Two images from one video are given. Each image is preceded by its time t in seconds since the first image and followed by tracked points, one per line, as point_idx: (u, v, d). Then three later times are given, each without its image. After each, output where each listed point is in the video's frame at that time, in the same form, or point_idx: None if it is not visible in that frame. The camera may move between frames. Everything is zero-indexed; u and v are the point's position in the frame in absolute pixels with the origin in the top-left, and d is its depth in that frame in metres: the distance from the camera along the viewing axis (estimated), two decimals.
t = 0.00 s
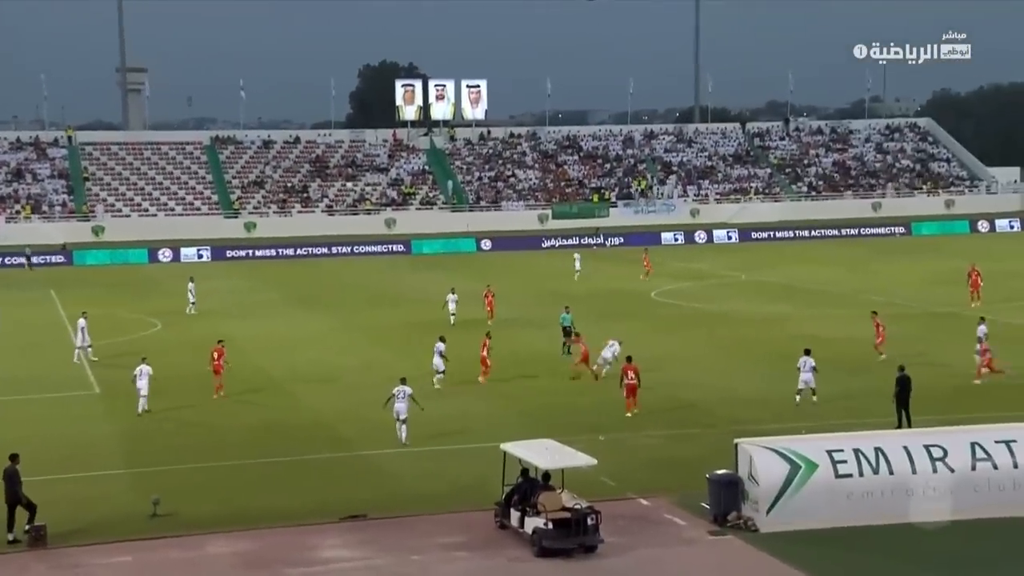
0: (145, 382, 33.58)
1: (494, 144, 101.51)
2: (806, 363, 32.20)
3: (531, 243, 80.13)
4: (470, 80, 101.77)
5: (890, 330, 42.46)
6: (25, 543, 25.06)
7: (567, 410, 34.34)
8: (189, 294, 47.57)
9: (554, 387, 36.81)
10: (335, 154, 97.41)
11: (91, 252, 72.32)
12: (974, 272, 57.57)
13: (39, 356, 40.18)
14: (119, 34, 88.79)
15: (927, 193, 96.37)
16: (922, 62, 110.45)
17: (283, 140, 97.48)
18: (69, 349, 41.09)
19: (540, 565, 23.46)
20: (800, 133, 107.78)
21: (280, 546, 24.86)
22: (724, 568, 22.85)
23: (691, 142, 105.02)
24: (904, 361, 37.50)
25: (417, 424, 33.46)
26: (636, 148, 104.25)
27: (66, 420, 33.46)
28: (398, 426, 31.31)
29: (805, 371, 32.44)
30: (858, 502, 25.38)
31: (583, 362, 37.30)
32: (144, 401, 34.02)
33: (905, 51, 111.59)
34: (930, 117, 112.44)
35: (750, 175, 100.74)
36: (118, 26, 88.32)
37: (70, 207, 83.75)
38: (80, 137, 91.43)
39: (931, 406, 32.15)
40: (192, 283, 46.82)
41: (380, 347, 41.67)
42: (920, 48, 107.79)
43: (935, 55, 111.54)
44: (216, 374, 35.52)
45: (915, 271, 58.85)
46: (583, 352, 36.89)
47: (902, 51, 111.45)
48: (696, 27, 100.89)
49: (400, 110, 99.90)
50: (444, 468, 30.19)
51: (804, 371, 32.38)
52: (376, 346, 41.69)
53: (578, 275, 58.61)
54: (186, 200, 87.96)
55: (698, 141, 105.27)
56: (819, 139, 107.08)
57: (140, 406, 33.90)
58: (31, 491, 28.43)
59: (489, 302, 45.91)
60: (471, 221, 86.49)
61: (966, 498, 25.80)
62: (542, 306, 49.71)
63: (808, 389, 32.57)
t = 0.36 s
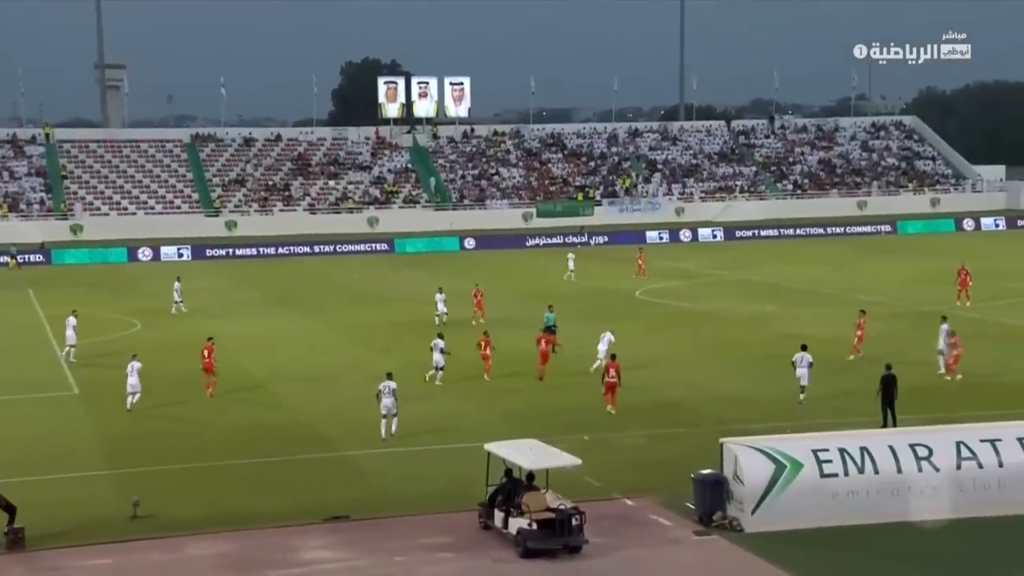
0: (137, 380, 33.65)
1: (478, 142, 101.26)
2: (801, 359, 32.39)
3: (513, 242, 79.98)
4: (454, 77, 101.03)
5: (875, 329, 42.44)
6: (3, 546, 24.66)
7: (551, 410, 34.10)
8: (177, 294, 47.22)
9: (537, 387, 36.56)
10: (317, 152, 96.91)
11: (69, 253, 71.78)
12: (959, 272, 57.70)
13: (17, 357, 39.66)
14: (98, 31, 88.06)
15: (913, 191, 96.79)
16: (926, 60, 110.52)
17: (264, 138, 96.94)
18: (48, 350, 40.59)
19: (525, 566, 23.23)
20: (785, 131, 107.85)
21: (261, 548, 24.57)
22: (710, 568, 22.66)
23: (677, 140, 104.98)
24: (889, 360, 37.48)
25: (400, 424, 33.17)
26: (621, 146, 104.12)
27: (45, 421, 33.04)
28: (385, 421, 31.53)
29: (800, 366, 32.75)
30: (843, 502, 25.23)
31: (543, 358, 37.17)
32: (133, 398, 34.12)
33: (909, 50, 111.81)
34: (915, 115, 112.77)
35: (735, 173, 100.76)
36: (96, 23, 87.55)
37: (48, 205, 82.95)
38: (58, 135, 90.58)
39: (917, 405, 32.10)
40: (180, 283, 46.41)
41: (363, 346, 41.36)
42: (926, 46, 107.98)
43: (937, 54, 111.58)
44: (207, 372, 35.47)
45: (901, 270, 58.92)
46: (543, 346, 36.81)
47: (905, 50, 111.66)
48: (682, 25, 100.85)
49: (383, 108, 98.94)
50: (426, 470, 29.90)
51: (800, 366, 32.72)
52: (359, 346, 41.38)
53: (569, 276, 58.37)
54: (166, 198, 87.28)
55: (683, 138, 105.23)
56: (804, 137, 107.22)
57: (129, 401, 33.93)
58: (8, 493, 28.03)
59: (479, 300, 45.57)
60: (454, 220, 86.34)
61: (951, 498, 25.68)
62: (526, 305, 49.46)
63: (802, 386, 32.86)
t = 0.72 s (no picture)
0: (138, 375, 33.84)
1: (468, 140, 101.03)
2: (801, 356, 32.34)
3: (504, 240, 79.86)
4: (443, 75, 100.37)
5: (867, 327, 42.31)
6: None
7: (541, 409, 33.91)
8: (172, 293, 46.71)
9: (528, 386, 36.36)
10: (306, 150, 96.52)
11: (59, 253, 71.60)
12: (951, 270, 57.63)
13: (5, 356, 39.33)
14: (85, 28, 87.57)
15: (905, 189, 96.99)
16: (926, 60, 110.49)
17: (253, 136, 96.54)
18: (35, 349, 40.29)
19: (515, 567, 23.03)
20: (777, 129, 107.68)
21: (251, 549, 24.34)
22: (702, 568, 22.48)
23: (668, 138, 104.82)
24: (882, 359, 37.35)
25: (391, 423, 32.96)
26: (612, 144, 103.95)
27: (33, 421, 32.74)
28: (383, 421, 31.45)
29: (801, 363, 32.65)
30: (836, 501, 25.08)
31: (525, 356, 36.86)
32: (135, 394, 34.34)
33: (909, 50, 111.83)
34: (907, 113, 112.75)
35: (727, 171, 100.64)
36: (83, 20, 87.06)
37: (35, 203, 82.45)
38: (44, 132, 90.04)
39: (910, 404, 31.98)
40: (175, 282, 46.20)
41: (353, 346, 41.11)
42: (926, 46, 107.94)
43: (937, 54, 111.57)
44: (206, 369, 35.55)
45: (895, 269, 58.81)
46: (525, 346, 36.51)
47: (905, 50, 111.67)
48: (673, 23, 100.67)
49: (373, 105, 99.09)
50: (416, 469, 29.71)
51: (800, 363, 32.63)
52: (349, 345, 41.12)
53: (569, 274, 58.27)
54: (154, 196, 86.87)
55: (675, 136, 105.09)
56: (796, 135, 107.13)
57: (131, 397, 34.08)
58: None
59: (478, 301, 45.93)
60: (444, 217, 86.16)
61: (944, 497, 25.53)
62: (516, 304, 49.26)
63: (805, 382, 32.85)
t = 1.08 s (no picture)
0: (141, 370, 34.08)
1: (461, 138, 100.67)
2: (804, 356, 32.21)
3: (498, 240, 79.62)
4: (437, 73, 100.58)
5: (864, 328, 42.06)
6: None
7: (535, 410, 33.59)
8: (173, 292, 46.60)
9: (521, 387, 36.05)
10: (297, 148, 96.12)
11: (48, 253, 71.15)
12: (948, 270, 57.41)
13: None
14: (74, 26, 87.02)
15: (902, 188, 96.86)
16: (926, 60, 110.40)
17: (243, 134, 96.05)
18: (24, 349, 39.97)
19: (510, 569, 22.75)
20: (773, 128, 107.38)
21: (242, 551, 24.02)
22: (698, 570, 22.22)
23: (663, 137, 104.60)
24: (880, 360, 37.09)
25: (383, 424, 32.65)
26: (606, 143, 103.69)
27: (21, 422, 32.37)
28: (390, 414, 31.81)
29: (804, 363, 32.44)
30: (833, 503, 24.84)
31: (519, 353, 36.69)
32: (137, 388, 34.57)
33: (909, 50, 111.70)
34: (904, 111, 112.54)
35: (722, 170, 100.42)
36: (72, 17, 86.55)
37: (23, 202, 81.94)
38: (32, 131, 89.50)
39: (908, 405, 31.73)
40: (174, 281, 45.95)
41: (345, 346, 40.79)
42: (927, 46, 107.82)
43: (937, 54, 111.50)
44: (204, 367, 35.47)
45: (892, 268, 58.58)
46: (516, 346, 36.29)
47: (905, 50, 111.57)
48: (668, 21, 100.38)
49: (366, 103, 98.82)
50: (409, 471, 29.43)
51: (803, 362, 32.44)
52: (341, 346, 40.80)
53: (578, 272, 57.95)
54: (144, 195, 86.43)
55: (670, 135, 104.84)
56: (792, 134, 106.90)
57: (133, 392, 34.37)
58: None
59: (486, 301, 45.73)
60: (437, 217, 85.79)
61: (941, 498, 25.29)
62: (509, 304, 48.94)
63: (809, 381, 32.64)
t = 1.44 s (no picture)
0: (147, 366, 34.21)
1: (459, 138, 100.43)
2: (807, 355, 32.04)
3: (496, 240, 79.42)
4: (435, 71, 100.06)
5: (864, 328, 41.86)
6: None
7: (533, 409, 33.35)
8: (178, 292, 46.42)
9: (519, 387, 35.83)
10: (294, 148, 95.84)
11: (43, 254, 70.89)
12: (948, 270, 57.21)
13: None
14: (69, 24, 86.66)
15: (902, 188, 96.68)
16: (927, 60, 110.23)
17: (239, 133, 95.72)
18: (18, 349, 39.76)
19: (507, 571, 22.55)
20: (773, 127, 107.10)
21: (238, 553, 23.80)
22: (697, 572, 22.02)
23: (662, 136, 104.36)
24: (881, 360, 36.87)
25: (380, 425, 32.41)
26: (606, 142, 103.44)
27: (17, 423, 32.14)
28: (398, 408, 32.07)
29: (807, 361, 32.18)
30: (833, 504, 24.64)
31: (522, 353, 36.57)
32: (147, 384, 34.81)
33: (909, 50, 111.54)
34: (905, 110, 112.26)
35: (722, 169, 100.22)
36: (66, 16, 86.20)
37: (17, 202, 81.62)
38: (26, 129, 89.17)
39: (909, 405, 31.53)
40: (179, 282, 45.79)
41: (341, 347, 40.57)
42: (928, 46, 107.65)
43: (938, 54, 111.37)
44: (207, 364, 35.51)
45: (892, 268, 58.36)
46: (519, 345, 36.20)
47: (905, 50, 111.40)
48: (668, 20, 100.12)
49: (363, 102, 98.20)
50: (406, 472, 29.19)
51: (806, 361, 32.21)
52: (337, 346, 40.58)
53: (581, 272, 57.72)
54: (140, 195, 86.14)
55: (669, 134, 104.60)
56: (792, 133, 106.61)
57: (142, 388, 34.53)
58: None
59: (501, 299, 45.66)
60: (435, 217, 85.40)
61: (942, 499, 25.10)
62: (507, 305, 48.71)
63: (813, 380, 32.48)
